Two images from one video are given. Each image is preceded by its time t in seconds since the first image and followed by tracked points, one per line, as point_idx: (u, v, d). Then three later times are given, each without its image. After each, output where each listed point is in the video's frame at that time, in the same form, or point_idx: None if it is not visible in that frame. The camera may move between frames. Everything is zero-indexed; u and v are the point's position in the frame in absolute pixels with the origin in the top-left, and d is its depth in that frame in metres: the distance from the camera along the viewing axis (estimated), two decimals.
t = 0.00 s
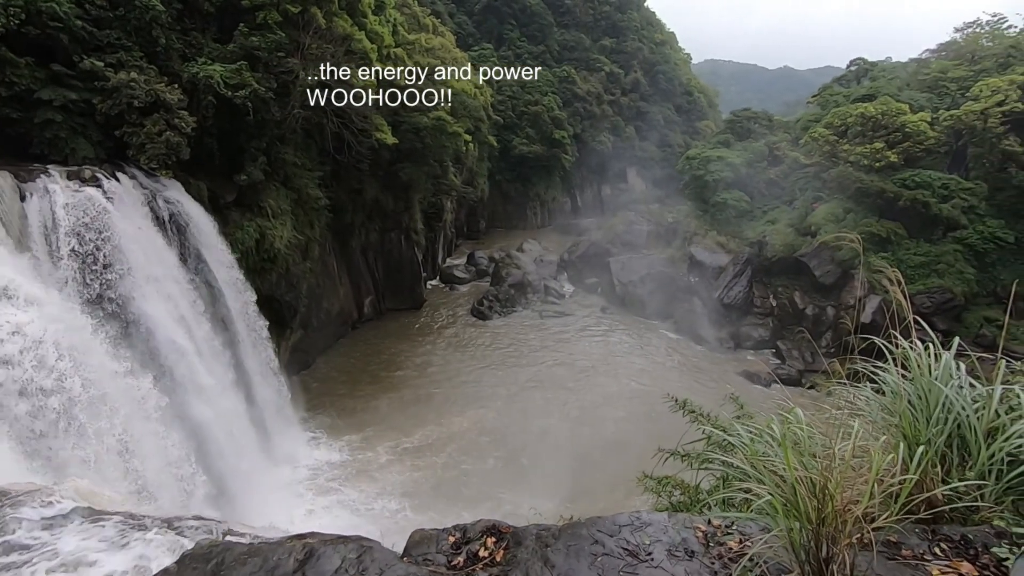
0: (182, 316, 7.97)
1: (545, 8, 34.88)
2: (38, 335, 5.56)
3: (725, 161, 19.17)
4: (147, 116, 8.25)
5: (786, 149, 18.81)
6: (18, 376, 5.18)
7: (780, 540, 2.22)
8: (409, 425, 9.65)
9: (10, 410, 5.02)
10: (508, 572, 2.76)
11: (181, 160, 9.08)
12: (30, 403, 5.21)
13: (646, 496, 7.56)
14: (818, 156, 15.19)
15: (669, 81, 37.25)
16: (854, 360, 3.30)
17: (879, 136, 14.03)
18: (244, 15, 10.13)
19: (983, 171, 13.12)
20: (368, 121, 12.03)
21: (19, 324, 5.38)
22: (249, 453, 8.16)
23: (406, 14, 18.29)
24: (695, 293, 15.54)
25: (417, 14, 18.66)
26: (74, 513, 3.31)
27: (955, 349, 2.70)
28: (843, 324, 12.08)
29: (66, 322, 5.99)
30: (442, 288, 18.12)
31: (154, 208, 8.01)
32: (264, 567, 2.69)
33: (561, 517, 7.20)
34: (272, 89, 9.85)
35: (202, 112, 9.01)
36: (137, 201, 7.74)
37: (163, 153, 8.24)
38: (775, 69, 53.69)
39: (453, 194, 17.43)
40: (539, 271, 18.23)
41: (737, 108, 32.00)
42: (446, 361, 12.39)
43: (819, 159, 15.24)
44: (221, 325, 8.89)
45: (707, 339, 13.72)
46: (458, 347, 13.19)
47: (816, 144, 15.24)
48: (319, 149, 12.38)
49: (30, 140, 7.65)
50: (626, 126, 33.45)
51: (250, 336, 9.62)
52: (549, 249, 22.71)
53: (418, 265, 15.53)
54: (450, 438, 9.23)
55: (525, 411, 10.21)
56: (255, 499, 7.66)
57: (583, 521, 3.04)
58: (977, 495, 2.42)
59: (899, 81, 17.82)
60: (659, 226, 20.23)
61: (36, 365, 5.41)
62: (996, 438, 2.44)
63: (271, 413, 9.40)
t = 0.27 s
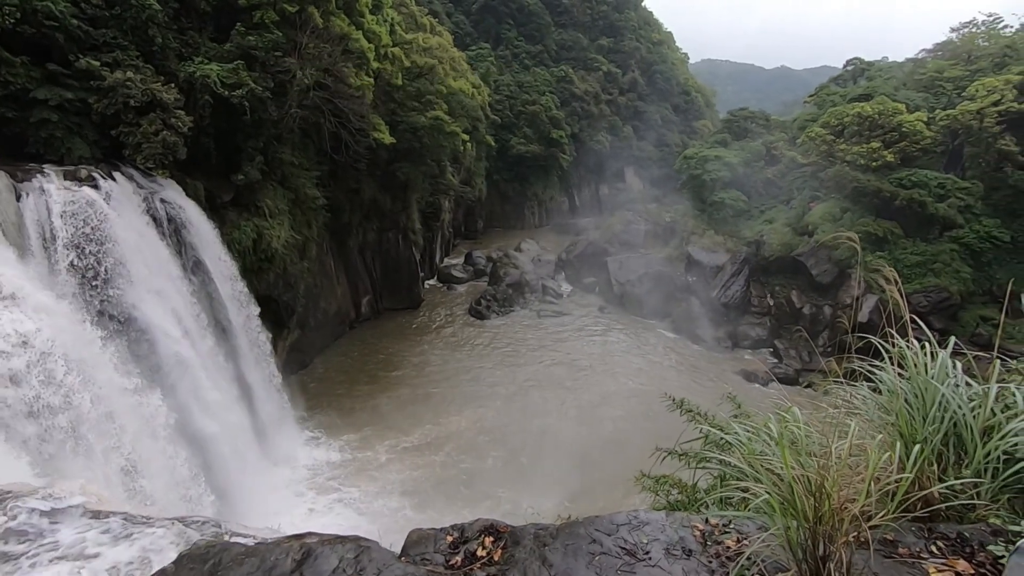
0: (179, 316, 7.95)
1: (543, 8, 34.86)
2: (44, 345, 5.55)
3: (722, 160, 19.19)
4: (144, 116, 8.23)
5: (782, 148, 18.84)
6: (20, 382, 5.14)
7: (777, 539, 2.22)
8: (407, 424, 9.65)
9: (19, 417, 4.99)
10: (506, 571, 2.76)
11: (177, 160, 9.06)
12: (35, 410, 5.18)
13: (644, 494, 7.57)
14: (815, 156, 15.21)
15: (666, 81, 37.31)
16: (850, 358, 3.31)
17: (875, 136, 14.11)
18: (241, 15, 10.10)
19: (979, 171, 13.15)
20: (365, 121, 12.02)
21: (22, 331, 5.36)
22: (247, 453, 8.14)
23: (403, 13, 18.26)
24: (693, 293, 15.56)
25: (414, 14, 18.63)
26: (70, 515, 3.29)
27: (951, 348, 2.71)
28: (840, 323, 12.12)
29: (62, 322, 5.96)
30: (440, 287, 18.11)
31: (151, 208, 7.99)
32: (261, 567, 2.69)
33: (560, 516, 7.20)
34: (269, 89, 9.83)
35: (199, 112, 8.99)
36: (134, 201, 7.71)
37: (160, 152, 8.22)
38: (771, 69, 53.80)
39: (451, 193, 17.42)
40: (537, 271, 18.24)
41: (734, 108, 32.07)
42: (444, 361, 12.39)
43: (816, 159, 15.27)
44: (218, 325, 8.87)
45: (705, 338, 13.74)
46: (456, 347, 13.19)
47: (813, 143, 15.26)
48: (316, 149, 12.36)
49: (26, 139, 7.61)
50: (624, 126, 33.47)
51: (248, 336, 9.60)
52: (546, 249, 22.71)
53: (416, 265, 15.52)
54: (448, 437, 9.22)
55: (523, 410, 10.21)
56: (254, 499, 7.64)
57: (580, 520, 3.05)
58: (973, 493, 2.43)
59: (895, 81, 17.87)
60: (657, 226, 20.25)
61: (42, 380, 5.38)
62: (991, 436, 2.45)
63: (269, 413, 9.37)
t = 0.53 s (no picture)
0: (177, 316, 7.93)
1: (541, 7, 34.84)
2: (52, 356, 5.60)
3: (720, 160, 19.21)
4: (141, 115, 8.21)
5: (781, 148, 18.86)
6: (26, 396, 5.18)
7: (775, 537, 2.22)
8: (406, 424, 9.65)
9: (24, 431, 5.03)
10: (505, 571, 2.76)
11: (175, 159, 9.04)
12: (39, 422, 5.20)
13: (644, 493, 7.58)
14: (813, 155, 15.24)
15: (664, 81, 37.35)
16: (849, 357, 3.32)
17: (872, 135, 14.16)
18: (239, 14, 10.08)
19: (977, 170, 13.17)
20: (364, 121, 12.00)
21: (30, 341, 5.42)
22: (246, 453, 8.13)
23: (401, 13, 18.25)
24: (691, 292, 15.56)
25: (412, 13, 18.62)
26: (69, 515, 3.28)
27: (949, 347, 2.72)
28: (838, 323, 12.13)
29: (63, 324, 5.96)
30: (439, 287, 18.10)
31: (149, 207, 7.97)
32: (260, 567, 2.69)
33: (559, 516, 7.21)
34: (267, 88, 9.83)
35: (197, 111, 8.97)
36: (132, 200, 7.69)
37: (157, 152, 8.20)
38: (769, 68, 53.84)
39: (449, 193, 17.41)
40: (535, 270, 18.25)
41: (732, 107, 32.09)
42: (442, 361, 12.38)
43: (814, 159, 15.29)
44: (216, 324, 8.85)
45: (703, 337, 13.75)
46: (454, 346, 13.20)
47: (812, 143, 15.27)
48: (314, 149, 12.35)
49: (22, 139, 7.58)
50: (622, 125, 33.48)
51: (246, 335, 9.58)
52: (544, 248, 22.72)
53: (414, 265, 15.52)
54: (447, 437, 9.22)
55: (522, 410, 10.22)
56: (253, 499, 7.63)
57: (578, 520, 3.05)
58: (971, 491, 2.44)
59: (893, 80, 17.90)
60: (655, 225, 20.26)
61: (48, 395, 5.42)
62: (989, 435, 2.46)
63: (268, 412, 9.36)
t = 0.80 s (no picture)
0: (175, 316, 7.91)
1: (539, 7, 34.83)
2: (58, 372, 5.63)
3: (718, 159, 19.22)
4: (139, 115, 8.19)
5: (779, 147, 18.89)
6: (35, 410, 5.20)
7: (773, 536, 2.22)
8: (405, 424, 9.64)
9: (39, 444, 5.07)
10: (504, 570, 2.76)
11: (173, 159, 9.02)
12: (49, 435, 5.23)
13: (642, 492, 7.59)
14: (811, 155, 15.25)
15: (662, 80, 37.40)
16: (846, 357, 3.33)
17: (870, 134, 14.17)
18: (238, 13, 10.06)
19: (974, 169, 13.19)
20: (362, 120, 11.98)
21: (39, 354, 5.46)
22: (244, 453, 8.11)
23: (400, 13, 18.23)
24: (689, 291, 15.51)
25: (410, 13, 18.60)
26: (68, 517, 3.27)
27: (946, 345, 2.73)
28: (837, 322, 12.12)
29: (61, 326, 5.95)
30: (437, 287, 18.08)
31: (146, 207, 7.95)
32: (258, 566, 2.69)
33: (557, 515, 7.22)
34: (265, 88, 9.81)
35: (194, 111, 8.95)
36: (129, 200, 7.68)
37: (156, 152, 8.17)
38: (767, 68, 53.93)
39: (448, 193, 17.41)
40: (534, 270, 18.25)
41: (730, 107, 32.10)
42: (441, 360, 12.37)
43: (813, 158, 15.30)
44: (214, 324, 8.83)
45: (702, 337, 13.75)
46: (453, 346, 13.19)
47: (810, 142, 15.29)
48: (312, 148, 12.33)
49: (19, 139, 7.56)
50: (620, 125, 33.49)
51: (243, 335, 9.57)
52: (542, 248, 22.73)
53: (413, 264, 15.51)
54: (446, 437, 9.21)
55: (520, 409, 10.22)
56: (251, 499, 7.61)
57: (577, 519, 3.05)
58: (969, 489, 2.44)
59: (891, 80, 17.93)
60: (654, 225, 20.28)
61: (58, 411, 5.47)
62: (986, 433, 2.47)
63: (266, 412, 9.35)
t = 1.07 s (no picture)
0: (173, 316, 7.90)
1: (538, 6, 34.82)
2: (71, 393, 5.72)
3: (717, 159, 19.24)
4: (137, 115, 8.17)
5: (778, 146, 18.91)
6: (44, 428, 5.24)
7: (772, 534, 2.22)
8: (404, 424, 9.63)
9: (49, 454, 5.13)
10: (502, 570, 2.76)
11: (171, 159, 9.01)
12: (61, 453, 5.26)
13: (642, 491, 7.59)
14: (810, 154, 15.25)
15: (661, 80, 37.45)
16: (844, 355, 3.33)
17: (869, 133, 14.19)
18: (236, 13, 10.04)
19: (972, 168, 13.22)
20: (361, 120, 11.98)
21: (48, 369, 5.55)
22: (243, 453, 8.09)
23: (398, 12, 18.21)
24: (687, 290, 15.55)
25: (409, 12, 18.57)
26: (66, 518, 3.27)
27: (944, 344, 2.74)
28: (836, 321, 12.14)
29: (60, 327, 5.95)
30: (437, 287, 18.07)
31: (144, 207, 7.95)
32: (257, 567, 2.68)
33: (556, 514, 7.23)
34: (264, 88, 9.80)
35: (193, 110, 8.94)
36: (127, 200, 7.66)
37: (154, 152, 8.16)
38: (766, 67, 53.99)
39: (447, 192, 17.41)
40: (533, 270, 18.26)
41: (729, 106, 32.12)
42: (440, 360, 12.37)
43: (811, 157, 15.31)
44: (212, 324, 8.81)
45: (701, 336, 13.75)
46: (452, 345, 13.19)
47: (808, 142, 15.29)
48: (311, 148, 12.32)
49: (17, 139, 7.53)
50: (619, 124, 33.50)
51: (241, 335, 9.55)
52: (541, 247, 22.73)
53: (412, 264, 15.51)
54: (446, 436, 9.22)
55: (520, 408, 10.23)
56: (250, 498, 7.60)
57: (575, 517, 3.06)
58: (967, 488, 2.45)
59: (889, 79, 17.95)
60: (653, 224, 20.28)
61: (68, 429, 5.49)
62: (984, 432, 2.47)
63: (265, 411, 9.34)
